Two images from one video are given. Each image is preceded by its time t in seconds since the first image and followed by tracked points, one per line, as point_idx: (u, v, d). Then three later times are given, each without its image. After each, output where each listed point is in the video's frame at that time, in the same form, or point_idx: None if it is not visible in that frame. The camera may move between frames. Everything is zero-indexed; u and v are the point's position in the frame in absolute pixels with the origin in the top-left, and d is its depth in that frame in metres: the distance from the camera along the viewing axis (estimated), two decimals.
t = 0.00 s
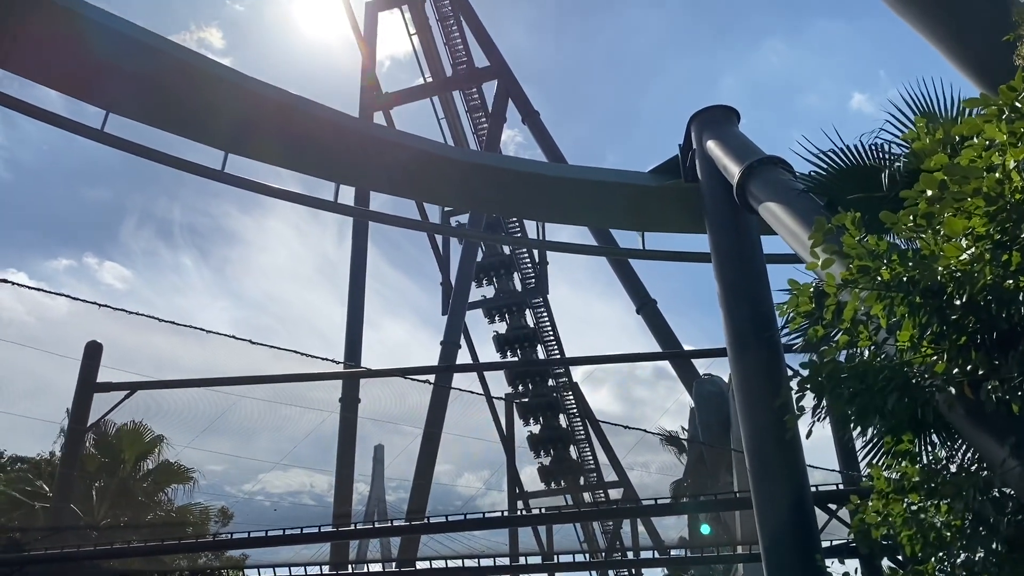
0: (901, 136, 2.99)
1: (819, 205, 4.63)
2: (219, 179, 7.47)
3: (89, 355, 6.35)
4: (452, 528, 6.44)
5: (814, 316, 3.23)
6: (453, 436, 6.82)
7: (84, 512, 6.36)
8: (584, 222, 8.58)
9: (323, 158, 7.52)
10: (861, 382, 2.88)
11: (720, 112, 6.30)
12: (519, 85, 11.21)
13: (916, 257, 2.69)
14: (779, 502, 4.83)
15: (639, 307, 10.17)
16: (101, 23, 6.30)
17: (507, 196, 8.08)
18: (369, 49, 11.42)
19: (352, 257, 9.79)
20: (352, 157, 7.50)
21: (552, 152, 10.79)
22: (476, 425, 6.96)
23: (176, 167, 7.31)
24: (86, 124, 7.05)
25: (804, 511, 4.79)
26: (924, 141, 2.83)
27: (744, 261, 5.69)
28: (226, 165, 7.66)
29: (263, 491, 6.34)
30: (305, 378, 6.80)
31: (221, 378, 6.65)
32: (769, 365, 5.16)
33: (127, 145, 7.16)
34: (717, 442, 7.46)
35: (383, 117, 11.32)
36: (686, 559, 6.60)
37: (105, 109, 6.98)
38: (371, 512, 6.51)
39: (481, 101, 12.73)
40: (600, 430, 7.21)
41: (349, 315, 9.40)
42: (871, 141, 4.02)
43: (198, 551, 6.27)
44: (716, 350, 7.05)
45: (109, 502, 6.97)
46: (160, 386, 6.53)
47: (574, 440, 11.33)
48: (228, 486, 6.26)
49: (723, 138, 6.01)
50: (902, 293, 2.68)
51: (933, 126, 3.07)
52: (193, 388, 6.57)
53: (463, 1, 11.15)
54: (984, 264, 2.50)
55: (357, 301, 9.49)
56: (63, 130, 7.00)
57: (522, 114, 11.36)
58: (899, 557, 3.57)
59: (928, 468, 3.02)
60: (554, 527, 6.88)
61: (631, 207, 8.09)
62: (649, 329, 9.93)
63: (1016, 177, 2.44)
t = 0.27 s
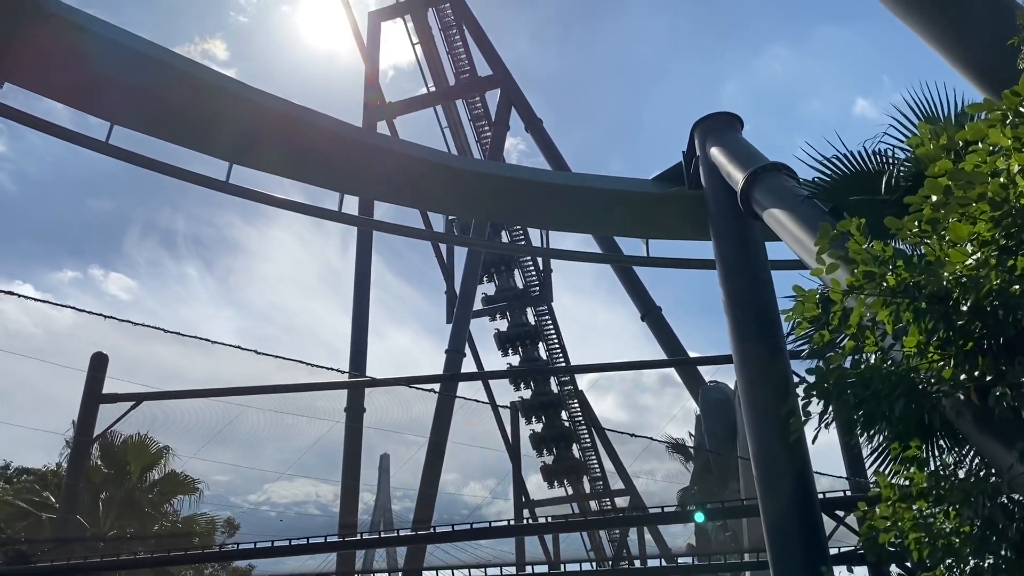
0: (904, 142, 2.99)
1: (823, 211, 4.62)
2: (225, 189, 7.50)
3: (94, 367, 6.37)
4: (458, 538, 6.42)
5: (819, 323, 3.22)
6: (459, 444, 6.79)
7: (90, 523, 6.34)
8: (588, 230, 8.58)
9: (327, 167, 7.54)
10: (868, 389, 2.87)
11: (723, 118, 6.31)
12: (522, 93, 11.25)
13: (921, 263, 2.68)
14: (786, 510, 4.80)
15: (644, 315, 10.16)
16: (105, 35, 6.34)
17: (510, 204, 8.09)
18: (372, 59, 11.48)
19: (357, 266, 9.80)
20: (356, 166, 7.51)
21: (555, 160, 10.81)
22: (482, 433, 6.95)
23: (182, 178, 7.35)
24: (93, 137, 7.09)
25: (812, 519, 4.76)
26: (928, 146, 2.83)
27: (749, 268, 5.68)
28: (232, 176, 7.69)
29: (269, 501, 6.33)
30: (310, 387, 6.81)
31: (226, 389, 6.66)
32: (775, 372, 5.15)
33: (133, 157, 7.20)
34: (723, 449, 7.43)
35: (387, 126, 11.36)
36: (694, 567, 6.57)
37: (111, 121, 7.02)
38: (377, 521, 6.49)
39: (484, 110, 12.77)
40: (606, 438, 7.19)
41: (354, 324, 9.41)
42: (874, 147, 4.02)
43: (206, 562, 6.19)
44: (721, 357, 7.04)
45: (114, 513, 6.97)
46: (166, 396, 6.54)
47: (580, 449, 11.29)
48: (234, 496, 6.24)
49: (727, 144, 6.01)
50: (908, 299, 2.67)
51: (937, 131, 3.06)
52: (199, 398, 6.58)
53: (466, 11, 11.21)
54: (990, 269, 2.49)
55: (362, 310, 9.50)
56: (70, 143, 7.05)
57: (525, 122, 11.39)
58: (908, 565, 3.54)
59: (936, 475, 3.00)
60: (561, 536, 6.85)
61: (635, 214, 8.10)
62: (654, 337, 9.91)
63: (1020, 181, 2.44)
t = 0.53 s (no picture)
0: (908, 147, 2.98)
1: (828, 217, 4.61)
2: (229, 199, 7.53)
3: (100, 379, 6.39)
4: (464, 547, 6.41)
5: (825, 329, 3.21)
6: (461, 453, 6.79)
7: (97, 535, 6.35)
8: (593, 237, 8.58)
9: (330, 177, 7.56)
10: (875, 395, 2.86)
11: (727, 125, 6.31)
12: (525, 102, 11.27)
13: (928, 268, 2.67)
14: (795, 518, 4.77)
15: (649, 321, 10.15)
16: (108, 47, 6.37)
17: (514, 213, 8.10)
18: (375, 69, 11.51)
19: (362, 276, 9.82)
20: (359, 175, 7.53)
21: (559, 168, 10.82)
22: (488, 442, 6.93)
23: (187, 189, 7.38)
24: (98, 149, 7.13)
25: (821, 526, 4.73)
26: (933, 151, 2.82)
27: (754, 274, 5.67)
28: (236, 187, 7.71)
29: (275, 512, 6.32)
30: (316, 397, 6.80)
31: (232, 400, 6.66)
32: (781, 378, 5.13)
33: (138, 168, 7.23)
34: (730, 456, 7.41)
35: (391, 136, 11.40)
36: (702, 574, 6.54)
37: (116, 133, 7.05)
38: (383, 531, 6.48)
39: (488, 118, 12.80)
40: (612, 445, 7.18)
41: (359, 333, 9.42)
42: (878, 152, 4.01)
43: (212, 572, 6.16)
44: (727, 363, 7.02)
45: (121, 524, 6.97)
46: (172, 408, 6.54)
47: (586, 456, 11.26)
48: (240, 506, 6.24)
49: (730, 151, 6.01)
50: (915, 305, 2.66)
51: (941, 135, 3.06)
52: (205, 409, 6.58)
53: (469, 20, 11.25)
54: (997, 274, 2.48)
55: (367, 319, 9.51)
56: (75, 155, 7.08)
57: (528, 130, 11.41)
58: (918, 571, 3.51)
59: (945, 480, 2.99)
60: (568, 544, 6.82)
61: (639, 221, 8.10)
62: (659, 344, 9.90)
63: None
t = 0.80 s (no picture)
0: (913, 152, 2.98)
1: (834, 223, 4.60)
2: (234, 211, 7.55)
3: (107, 391, 6.40)
4: (472, 557, 6.38)
5: (832, 336, 3.20)
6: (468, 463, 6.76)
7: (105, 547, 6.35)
8: (598, 245, 8.58)
9: (335, 187, 7.58)
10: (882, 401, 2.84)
11: (731, 132, 6.32)
12: (529, 111, 11.31)
13: (934, 273, 2.67)
14: (803, 526, 4.75)
15: (654, 329, 10.13)
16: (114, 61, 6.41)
17: (519, 221, 8.11)
18: (379, 80, 11.57)
19: (367, 286, 9.84)
20: (363, 185, 7.55)
21: (563, 176, 10.84)
22: (494, 452, 6.93)
23: (192, 201, 7.41)
24: (104, 163, 7.16)
25: (830, 534, 4.70)
26: (937, 157, 2.82)
27: (760, 281, 5.66)
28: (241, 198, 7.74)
29: (281, 523, 6.31)
30: (322, 408, 6.80)
31: (239, 412, 6.67)
32: (788, 384, 5.11)
33: (144, 181, 7.27)
34: (738, 463, 7.38)
35: (395, 146, 11.43)
36: None
37: (121, 145, 7.09)
38: (390, 542, 6.46)
39: (492, 128, 12.84)
40: (619, 453, 7.16)
41: (365, 343, 9.43)
42: (883, 158, 4.01)
43: None
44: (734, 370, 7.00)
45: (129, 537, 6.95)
46: (178, 419, 6.54)
47: (593, 465, 11.22)
48: (247, 517, 6.23)
49: (734, 158, 6.02)
50: (921, 310, 2.66)
51: (945, 141, 3.05)
52: (211, 421, 6.58)
53: (472, 30, 11.30)
54: (1004, 279, 2.48)
55: (373, 329, 9.52)
56: (82, 169, 7.12)
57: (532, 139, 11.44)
58: None
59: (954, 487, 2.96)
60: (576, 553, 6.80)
61: (644, 229, 8.10)
62: (665, 351, 9.87)
63: None
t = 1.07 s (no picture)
0: (918, 159, 2.98)
1: (839, 230, 4.59)
2: (240, 222, 7.58)
3: (114, 403, 6.42)
4: (479, 567, 6.36)
5: (838, 342, 3.19)
6: (475, 474, 6.65)
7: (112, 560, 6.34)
8: (603, 254, 8.57)
9: (339, 198, 7.60)
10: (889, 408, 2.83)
11: (735, 139, 6.31)
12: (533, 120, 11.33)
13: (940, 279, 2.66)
14: (811, 533, 4.72)
15: (660, 337, 10.11)
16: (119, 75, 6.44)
17: (523, 230, 8.12)
18: (383, 92, 11.61)
19: (373, 296, 9.85)
20: (368, 195, 7.57)
21: (568, 185, 10.85)
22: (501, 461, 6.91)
23: (198, 213, 7.44)
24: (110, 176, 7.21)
25: (838, 542, 4.68)
26: (942, 163, 2.81)
27: (765, 288, 5.65)
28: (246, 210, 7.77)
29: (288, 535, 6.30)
30: (328, 418, 6.79)
31: (245, 423, 6.67)
32: (795, 391, 5.10)
33: (149, 194, 7.30)
34: (746, 471, 7.34)
35: (399, 156, 11.48)
36: None
37: (127, 158, 7.13)
38: (398, 552, 6.45)
39: (496, 137, 12.87)
40: (626, 462, 7.13)
41: (371, 354, 9.43)
42: (888, 164, 4.00)
43: None
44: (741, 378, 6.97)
45: (136, 550, 6.94)
46: (185, 431, 6.55)
47: (600, 474, 11.18)
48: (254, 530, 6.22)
49: (738, 166, 6.02)
50: (928, 316, 2.64)
51: (950, 146, 3.04)
52: (218, 432, 6.58)
53: (475, 40, 11.35)
54: (1011, 285, 2.46)
55: (379, 340, 9.53)
56: (89, 183, 7.17)
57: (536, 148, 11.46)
58: None
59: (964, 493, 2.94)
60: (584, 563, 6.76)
61: (649, 237, 8.09)
62: (672, 360, 9.85)
63: None
